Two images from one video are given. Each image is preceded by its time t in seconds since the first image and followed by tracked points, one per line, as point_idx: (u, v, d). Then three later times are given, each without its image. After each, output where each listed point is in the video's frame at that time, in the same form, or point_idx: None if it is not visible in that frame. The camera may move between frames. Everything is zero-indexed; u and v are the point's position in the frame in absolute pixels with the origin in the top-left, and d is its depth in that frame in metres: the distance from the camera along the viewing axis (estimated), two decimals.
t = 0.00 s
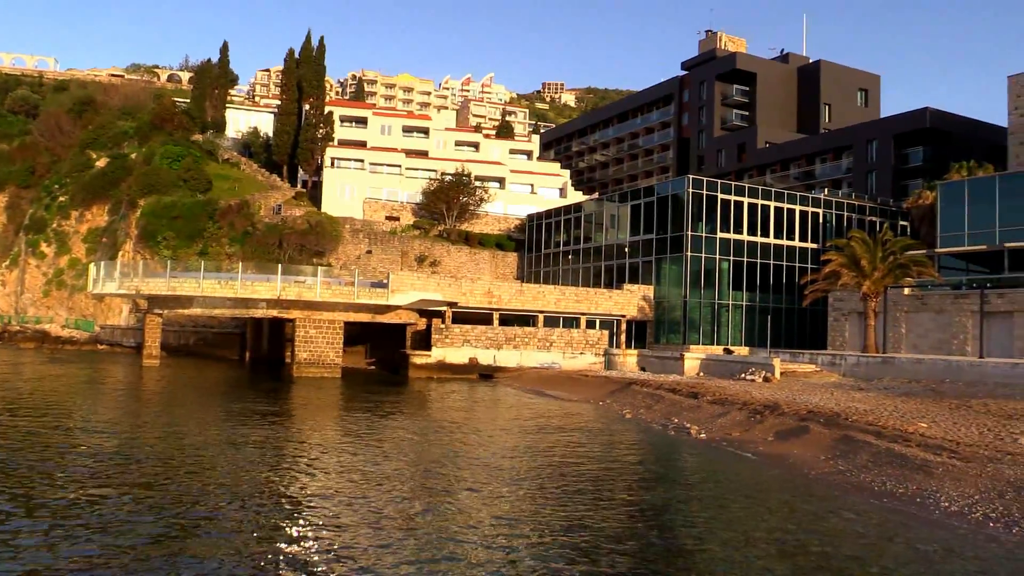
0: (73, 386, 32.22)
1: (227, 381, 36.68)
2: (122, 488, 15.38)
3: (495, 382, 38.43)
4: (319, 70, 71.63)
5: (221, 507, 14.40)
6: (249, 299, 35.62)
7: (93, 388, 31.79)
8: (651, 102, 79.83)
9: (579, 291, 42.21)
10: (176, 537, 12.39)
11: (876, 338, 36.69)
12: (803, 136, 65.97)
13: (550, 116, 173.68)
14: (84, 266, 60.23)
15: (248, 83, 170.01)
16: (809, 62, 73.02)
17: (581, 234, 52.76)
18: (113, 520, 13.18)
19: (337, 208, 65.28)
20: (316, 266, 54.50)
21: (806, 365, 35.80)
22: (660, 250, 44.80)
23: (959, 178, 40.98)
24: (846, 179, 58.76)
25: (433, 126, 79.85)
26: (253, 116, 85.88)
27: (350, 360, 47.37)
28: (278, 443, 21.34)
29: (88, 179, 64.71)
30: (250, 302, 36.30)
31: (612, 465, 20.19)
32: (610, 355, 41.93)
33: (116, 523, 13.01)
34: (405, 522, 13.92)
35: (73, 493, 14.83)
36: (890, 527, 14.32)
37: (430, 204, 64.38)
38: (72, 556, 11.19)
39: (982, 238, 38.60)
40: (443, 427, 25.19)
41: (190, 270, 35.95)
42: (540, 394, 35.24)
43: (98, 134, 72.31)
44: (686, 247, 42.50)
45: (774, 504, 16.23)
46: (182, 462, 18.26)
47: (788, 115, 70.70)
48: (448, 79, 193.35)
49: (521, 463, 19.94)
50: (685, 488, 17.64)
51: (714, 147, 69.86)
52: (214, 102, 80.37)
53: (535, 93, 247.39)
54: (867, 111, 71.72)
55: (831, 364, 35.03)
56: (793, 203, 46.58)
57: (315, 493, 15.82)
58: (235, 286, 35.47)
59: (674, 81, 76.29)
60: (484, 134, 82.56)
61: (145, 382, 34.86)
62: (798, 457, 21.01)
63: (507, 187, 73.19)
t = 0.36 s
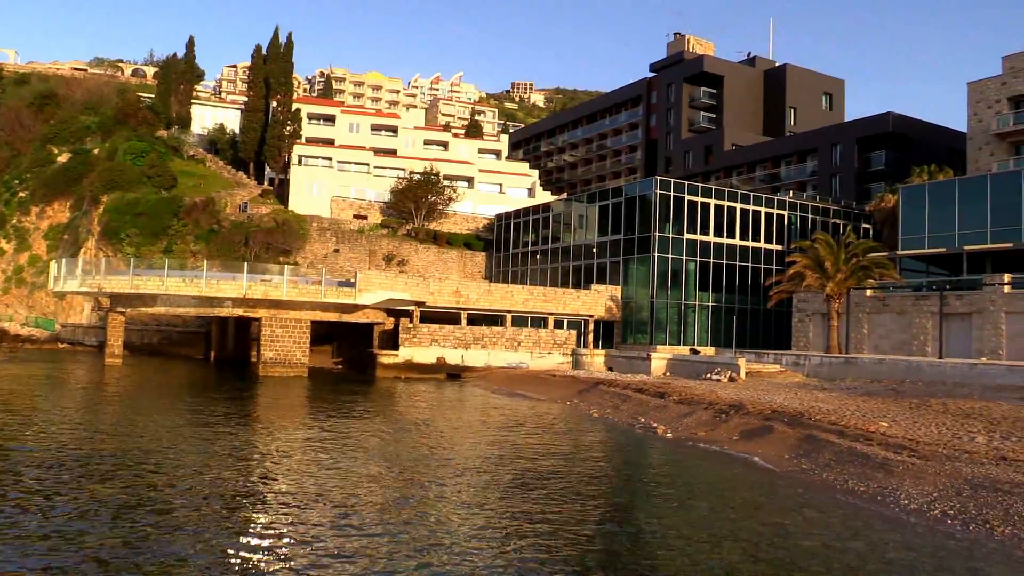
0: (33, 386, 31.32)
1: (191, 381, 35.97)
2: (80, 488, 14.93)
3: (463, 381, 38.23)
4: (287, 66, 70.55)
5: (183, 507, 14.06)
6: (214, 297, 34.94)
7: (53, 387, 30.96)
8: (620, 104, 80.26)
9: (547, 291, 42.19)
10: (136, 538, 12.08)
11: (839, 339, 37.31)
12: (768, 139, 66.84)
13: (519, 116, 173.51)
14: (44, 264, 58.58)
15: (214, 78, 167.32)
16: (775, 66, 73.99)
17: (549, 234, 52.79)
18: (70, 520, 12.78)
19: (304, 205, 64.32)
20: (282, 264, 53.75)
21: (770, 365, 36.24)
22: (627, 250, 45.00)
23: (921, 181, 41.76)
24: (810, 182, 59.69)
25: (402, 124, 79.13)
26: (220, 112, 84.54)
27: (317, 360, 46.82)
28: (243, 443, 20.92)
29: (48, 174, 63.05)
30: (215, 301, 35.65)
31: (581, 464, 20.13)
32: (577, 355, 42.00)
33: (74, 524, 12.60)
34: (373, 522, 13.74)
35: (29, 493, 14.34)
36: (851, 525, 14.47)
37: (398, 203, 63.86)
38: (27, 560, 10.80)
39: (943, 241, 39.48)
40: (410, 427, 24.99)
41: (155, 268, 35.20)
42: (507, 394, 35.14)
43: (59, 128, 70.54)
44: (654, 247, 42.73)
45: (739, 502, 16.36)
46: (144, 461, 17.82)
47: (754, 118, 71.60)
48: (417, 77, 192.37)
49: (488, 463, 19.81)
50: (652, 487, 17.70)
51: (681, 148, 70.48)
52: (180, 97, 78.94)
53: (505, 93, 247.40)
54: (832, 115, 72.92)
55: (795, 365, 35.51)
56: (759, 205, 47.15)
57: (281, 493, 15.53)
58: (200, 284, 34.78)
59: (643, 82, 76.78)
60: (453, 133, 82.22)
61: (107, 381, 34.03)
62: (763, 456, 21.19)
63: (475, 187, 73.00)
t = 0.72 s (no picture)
0: None
1: (157, 383, 35.27)
2: (40, 491, 14.55)
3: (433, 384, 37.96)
4: (256, 65, 69.51)
5: (146, 510, 13.76)
6: (181, 299, 34.24)
7: (15, 390, 30.15)
8: (590, 107, 80.65)
9: (517, 294, 42.15)
10: (98, 541, 11.80)
11: (805, 342, 37.84)
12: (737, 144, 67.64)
13: (490, 118, 173.36)
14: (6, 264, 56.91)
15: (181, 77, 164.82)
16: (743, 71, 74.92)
17: (520, 236, 52.77)
18: (29, 524, 12.44)
19: (271, 206, 63.25)
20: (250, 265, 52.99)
21: (738, 367, 36.60)
22: (597, 253, 45.17)
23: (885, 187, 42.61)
24: (777, 187, 60.54)
25: (372, 125, 78.62)
26: (188, 110, 82.20)
27: (285, 362, 46.25)
28: (210, 445, 20.54)
29: (10, 172, 61.50)
30: (182, 302, 35.03)
31: (551, 466, 20.08)
32: (547, 357, 42.00)
33: (34, 528, 12.26)
34: (341, 524, 13.59)
35: None
36: (816, 526, 14.60)
37: (368, 204, 63.37)
38: None
39: (905, 244, 40.25)
40: (380, 429, 24.75)
41: (120, 269, 34.36)
42: (477, 396, 35.00)
43: (21, 126, 68.89)
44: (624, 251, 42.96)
45: (708, 503, 16.47)
46: (109, 463, 17.42)
47: (723, 123, 72.43)
48: (387, 79, 191.41)
49: (458, 465, 19.69)
50: (623, 488, 17.73)
51: (651, 152, 71.06)
52: (147, 95, 77.57)
53: (476, 96, 247.10)
54: (799, 121, 74.03)
55: (762, 367, 35.90)
56: (727, 209, 47.67)
57: (247, 495, 15.29)
58: (166, 285, 34.02)
59: (613, 86, 77.26)
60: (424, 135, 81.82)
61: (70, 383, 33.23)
62: (730, 458, 21.34)
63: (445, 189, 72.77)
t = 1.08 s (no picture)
0: None
1: (133, 385, 34.70)
2: (11, 495, 14.24)
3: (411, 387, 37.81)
4: (234, 67, 68.89)
5: (119, 513, 13.52)
6: (157, 301, 33.75)
7: None
8: (569, 111, 80.89)
9: (496, 297, 42.12)
10: (68, 545, 11.57)
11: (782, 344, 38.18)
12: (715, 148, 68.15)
13: (469, 121, 173.27)
14: None
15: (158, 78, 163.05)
16: (721, 77, 75.52)
17: (499, 239, 52.71)
18: None
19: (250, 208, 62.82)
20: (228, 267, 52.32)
21: (716, 370, 36.79)
22: (576, 256, 45.23)
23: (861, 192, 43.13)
24: (755, 191, 61.09)
25: (351, 127, 78.17)
26: (165, 111, 82.07)
27: (262, 365, 45.77)
28: (187, 448, 20.24)
29: None
30: (158, 304, 34.52)
31: (531, 469, 20.00)
32: (525, 360, 41.95)
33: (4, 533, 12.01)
34: (318, 527, 13.46)
35: None
36: (793, 527, 14.70)
37: (346, 206, 62.93)
38: None
39: (882, 250, 40.77)
40: (358, 432, 24.50)
41: (95, 271, 33.88)
42: (455, 399, 34.81)
43: None
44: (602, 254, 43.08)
45: (686, 505, 16.50)
46: (83, 467, 17.11)
47: (701, 128, 72.97)
48: (366, 81, 190.72)
49: (438, 468, 19.56)
50: (602, 491, 17.68)
51: (630, 156, 71.40)
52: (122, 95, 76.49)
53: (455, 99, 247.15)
54: (776, 126, 74.76)
55: (739, 370, 36.10)
56: (705, 212, 47.97)
57: (224, 498, 15.11)
58: (142, 287, 33.49)
59: (592, 90, 77.55)
60: (403, 137, 81.49)
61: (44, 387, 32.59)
62: (708, 460, 21.44)
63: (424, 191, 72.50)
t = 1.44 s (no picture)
0: None
1: (107, 386, 34.15)
2: None
3: (390, 389, 37.56)
4: (213, 66, 68.15)
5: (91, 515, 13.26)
6: (133, 301, 33.20)
7: None
8: (549, 113, 81.02)
9: (475, 299, 41.99)
10: (37, 548, 11.31)
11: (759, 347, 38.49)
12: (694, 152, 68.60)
13: (449, 122, 172.92)
14: None
15: (134, 75, 160.97)
16: (700, 81, 76.07)
17: (478, 241, 52.60)
18: None
19: (229, 208, 61.82)
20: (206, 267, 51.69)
21: (694, 372, 36.98)
22: (555, 259, 45.24)
23: (837, 197, 43.63)
24: (733, 195, 61.58)
25: (331, 128, 77.64)
26: (143, 110, 80.85)
27: (239, 366, 45.29)
28: (163, 450, 19.93)
29: None
30: (134, 304, 33.98)
31: (509, 471, 19.91)
32: (504, 363, 41.93)
33: None
34: (294, 530, 13.28)
35: None
36: (769, 529, 14.77)
37: (326, 207, 62.49)
38: None
39: (856, 253, 41.30)
40: (336, 434, 24.26)
41: (70, 270, 33.12)
42: (434, 401, 34.64)
43: None
44: (581, 257, 43.12)
45: (663, 507, 16.53)
46: (54, 469, 16.76)
47: (680, 131, 73.43)
48: (347, 82, 189.78)
49: (416, 470, 19.42)
50: (579, 493, 17.63)
51: (610, 159, 71.66)
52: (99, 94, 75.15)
53: (436, 100, 246.62)
54: (754, 131, 75.42)
55: (716, 373, 36.33)
56: (684, 216, 48.21)
57: (198, 500, 14.88)
58: (118, 288, 32.93)
59: (572, 93, 77.73)
60: (383, 138, 81.13)
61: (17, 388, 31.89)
62: (685, 461, 21.53)
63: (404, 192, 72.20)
